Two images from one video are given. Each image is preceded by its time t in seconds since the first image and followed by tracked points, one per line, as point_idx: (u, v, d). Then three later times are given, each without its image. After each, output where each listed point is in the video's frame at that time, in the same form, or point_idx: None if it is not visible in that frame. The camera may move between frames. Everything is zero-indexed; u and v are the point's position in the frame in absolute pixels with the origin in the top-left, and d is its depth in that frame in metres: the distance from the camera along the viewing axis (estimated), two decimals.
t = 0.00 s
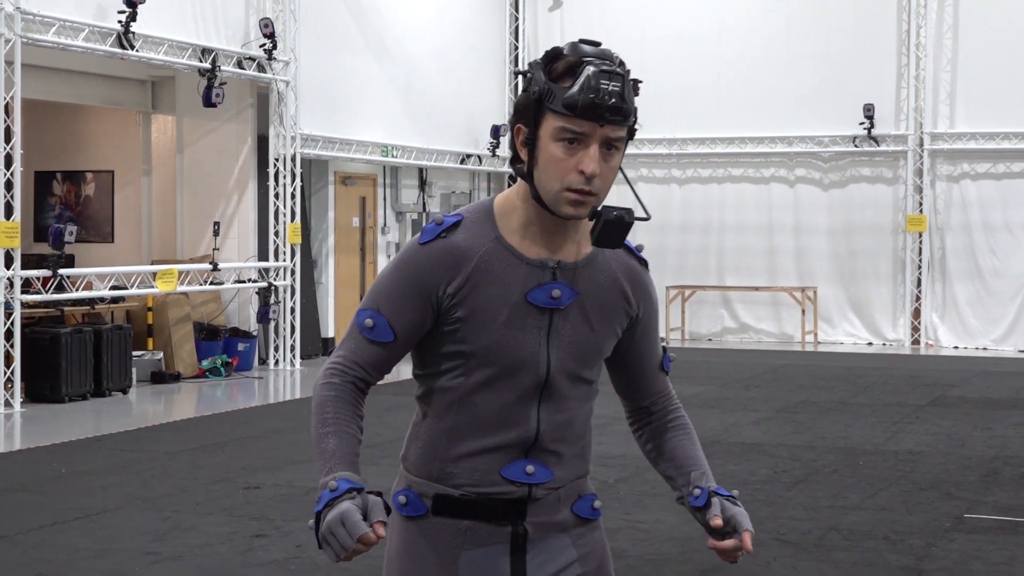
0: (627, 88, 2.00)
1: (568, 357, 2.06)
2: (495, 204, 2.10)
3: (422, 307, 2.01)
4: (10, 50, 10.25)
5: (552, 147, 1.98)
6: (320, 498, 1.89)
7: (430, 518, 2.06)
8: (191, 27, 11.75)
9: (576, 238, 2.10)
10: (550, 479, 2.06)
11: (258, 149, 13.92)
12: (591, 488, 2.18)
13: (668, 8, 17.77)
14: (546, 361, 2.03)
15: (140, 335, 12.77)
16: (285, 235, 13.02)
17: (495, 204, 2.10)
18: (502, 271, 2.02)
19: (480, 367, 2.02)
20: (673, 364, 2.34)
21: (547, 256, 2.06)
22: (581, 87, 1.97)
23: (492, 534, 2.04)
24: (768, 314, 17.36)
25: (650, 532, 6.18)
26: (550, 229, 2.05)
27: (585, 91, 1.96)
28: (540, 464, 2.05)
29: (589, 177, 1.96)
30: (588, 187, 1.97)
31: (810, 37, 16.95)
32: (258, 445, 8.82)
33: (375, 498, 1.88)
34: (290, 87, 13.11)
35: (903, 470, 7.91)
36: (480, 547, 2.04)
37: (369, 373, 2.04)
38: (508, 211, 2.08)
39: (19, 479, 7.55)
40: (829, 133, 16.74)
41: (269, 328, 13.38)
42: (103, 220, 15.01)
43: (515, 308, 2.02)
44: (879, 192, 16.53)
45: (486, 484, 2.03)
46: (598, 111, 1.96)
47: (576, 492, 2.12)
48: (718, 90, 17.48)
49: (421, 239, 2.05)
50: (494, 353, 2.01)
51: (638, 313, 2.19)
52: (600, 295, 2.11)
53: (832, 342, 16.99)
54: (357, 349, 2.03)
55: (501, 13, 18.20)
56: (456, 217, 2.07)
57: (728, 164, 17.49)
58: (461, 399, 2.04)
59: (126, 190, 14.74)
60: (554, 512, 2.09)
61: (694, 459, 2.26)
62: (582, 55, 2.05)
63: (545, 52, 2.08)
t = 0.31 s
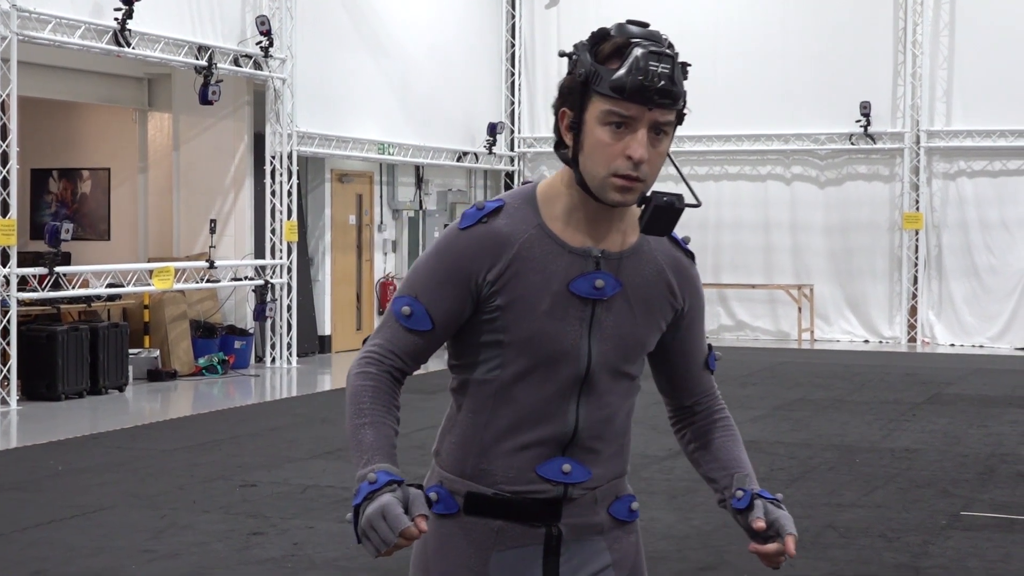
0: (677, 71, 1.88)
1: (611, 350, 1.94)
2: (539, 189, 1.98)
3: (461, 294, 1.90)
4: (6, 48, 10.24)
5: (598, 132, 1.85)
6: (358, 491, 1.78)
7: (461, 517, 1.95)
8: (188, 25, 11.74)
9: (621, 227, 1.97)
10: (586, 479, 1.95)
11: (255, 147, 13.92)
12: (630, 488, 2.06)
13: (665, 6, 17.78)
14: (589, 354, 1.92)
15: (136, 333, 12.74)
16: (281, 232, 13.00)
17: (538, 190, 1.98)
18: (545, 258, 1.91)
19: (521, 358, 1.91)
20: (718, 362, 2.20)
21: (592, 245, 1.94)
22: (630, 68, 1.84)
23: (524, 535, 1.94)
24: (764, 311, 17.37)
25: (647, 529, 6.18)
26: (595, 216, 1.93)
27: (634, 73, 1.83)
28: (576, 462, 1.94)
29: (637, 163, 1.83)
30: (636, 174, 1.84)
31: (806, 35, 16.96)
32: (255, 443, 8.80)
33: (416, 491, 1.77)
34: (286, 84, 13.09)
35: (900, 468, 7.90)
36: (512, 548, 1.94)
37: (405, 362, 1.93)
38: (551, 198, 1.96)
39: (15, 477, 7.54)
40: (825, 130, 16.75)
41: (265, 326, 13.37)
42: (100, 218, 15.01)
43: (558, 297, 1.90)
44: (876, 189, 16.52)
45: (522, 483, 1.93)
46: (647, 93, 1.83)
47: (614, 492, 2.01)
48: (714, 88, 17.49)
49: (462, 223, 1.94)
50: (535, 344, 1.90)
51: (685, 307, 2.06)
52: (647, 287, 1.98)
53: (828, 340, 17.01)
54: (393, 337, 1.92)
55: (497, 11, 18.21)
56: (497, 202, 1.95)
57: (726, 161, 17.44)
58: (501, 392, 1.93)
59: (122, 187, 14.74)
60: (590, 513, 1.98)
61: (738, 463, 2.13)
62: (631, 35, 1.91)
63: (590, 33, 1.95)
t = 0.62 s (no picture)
0: (707, 65, 1.87)
1: (636, 350, 1.92)
2: (564, 185, 1.96)
3: (485, 291, 1.88)
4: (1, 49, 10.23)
5: (627, 125, 1.85)
6: (377, 489, 1.73)
7: (480, 520, 1.93)
8: (184, 25, 11.73)
9: (649, 224, 1.96)
10: (609, 482, 1.92)
11: (251, 148, 13.90)
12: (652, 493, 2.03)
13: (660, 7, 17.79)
14: (614, 354, 1.89)
15: (132, 333, 12.73)
16: (276, 233, 12.98)
17: (564, 185, 1.97)
18: (570, 256, 1.89)
19: (545, 357, 1.88)
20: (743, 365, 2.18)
21: (619, 243, 1.92)
22: (661, 62, 1.83)
23: (544, 540, 1.91)
24: (760, 312, 17.38)
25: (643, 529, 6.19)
26: (622, 213, 1.92)
27: (664, 67, 1.83)
28: (598, 465, 1.91)
29: (666, 157, 1.82)
30: (665, 168, 1.83)
31: (801, 36, 16.97)
32: (251, 444, 8.80)
33: (436, 490, 1.74)
34: (282, 85, 13.08)
35: (895, 469, 7.92)
36: (531, 553, 1.91)
37: (426, 360, 1.90)
38: (578, 194, 1.94)
39: (11, 478, 7.53)
40: (821, 131, 16.76)
41: (261, 327, 13.38)
42: (95, 219, 14.98)
43: (583, 296, 1.88)
44: (871, 191, 16.53)
45: (542, 486, 1.90)
46: (677, 87, 1.83)
47: (635, 497, 1.98)
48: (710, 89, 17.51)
49: (487, 219, 1.92)
50: (559, 343, 1.88)
51: (710, 309, 2.05)
52: (672, 286, 1.96)
53: (824, 341, 17.03)
54: (415, 333, 1.89)
55: (492, 12, 18.22)
56: (523, 198, 1.94)
57: (721, 162, 17.46)
58: (524, 392, 1.90)
59: (118, 188, 14.71)
60: (612, 518, 1.95)
61: (765, 467, 2.11)
62: (660, 28, 1.91)
63: (618, 27, 1.94)
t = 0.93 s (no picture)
0: (723, 60, 1.87)
1: (650, 350, 1.92)
2: (578, 182, 1.96)
3: (498, 291, 1.87)
4: None
5: (641, 124, 1.84)
6: (390, 490, 1.71)
7: (492, 523, 1.93)
8: (177, 25, 11.71)
9: (663, 224, 1.96)
10: (622, 485, 1.92)
11: (245, 148, 13.89)
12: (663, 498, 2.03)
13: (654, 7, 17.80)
14: (627, 354, 1.89)
15: (126, 334, 12.69)
16: (270, 234, 12.96)
17: (578, 183, 1.96)
18: (584, 254, 1.88)
19: (559, 357, 1.88)
20: (758, 366, 2.18)
21: (633, 242, 1.92)
22: (674, 59, 1.83)
23: (557, 544, 1.91)
24: (753, 313, 17.39)
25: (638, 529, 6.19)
26: (635, 211, 1.91)
27: (678, 63, 1.83)
28: (612, 467, 1.91)
29: (682, 154, 1.82)
30: (681, 166, 1.83)
31: (794, 37, 16.99)
32: (245, 445, 8.80)
33: (452, 491, 1.71)
34: (275, 86, 13.07)
35: (889, 469, 7.93)
36: (544, 557, 1.91)
37: (438, 361, 1.88)
38: (592, 192, 1.94)
39: (6, 479, 7.53)
40: (814, 132, 16.78)
41: (255, 328, 13.37)
42: (88, 219, 14.95)
43: (597, 295, 1.88)
44: (865, 192, 16.56)
45: (555, 488, 1.90)
46: (692, 84, 1.83)
47: (647, 502, 1.98)
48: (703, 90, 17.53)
49: (500, 218, 1.91)
50: (573, 342, 1.87)
51: (724, 309, 2.04)
52: (686, 286, 1.96)
53: (818, 342, 17.06)
54: (426, 334, 1.88)
55: (486, 12, 18.23)
56: (536, 197, 1.93)
57: (715, 163, 17.49)
58: (537, 393, 1.89)
59: (112, 189, 14.69)
60: (625, 522, 1.95)
61: (780, 469, 2.11)
62: (673, 25, 1.91)
63: (632, 24, 1.94)
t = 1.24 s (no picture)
0: (719, 59, 1.87)
1: (648, 350, 1.92)
2: (576, 182, 1.96)
3: (497, 290, 1.87)
4: None
5: (639, 123, 1.85)
6: (391, 487, 1.71)
7: (489, 523, 1.92)
8: (169, 25, 11.68)
9: (661, 223, 1.96)
10: (620, 484, 1.92)
11: (236, 148, 13.86)
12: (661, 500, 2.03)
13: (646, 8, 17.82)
14: (626, 353, 1.89)
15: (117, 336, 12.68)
16: (262, 235, 12.95)
17: (576, 182, 1.97)
18: (582, 253, 1.88)
19: (557, 358, 1.88)
20: (754, 367, 2.18)
21: (631, 242, 1.92)
22: (670, 57, 1.83)
23: (554, 545, 1.91)
24: (745, 313, 17.41)
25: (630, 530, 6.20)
26: (633, 211, 1.91)
27: (675, 61, 1.83)
28: (610, 467, 1.91)
29: (679, 154, 1.82)
30: (678, 164, 1.83)
31: (785, 38, 17.03)
32: (236, 446, 8.78)
33: (453, 488, 1.71)
34: (267, 87, 13.06)
35: (881, 469, 7.95)
36: (541, 557, 1.91)
37: (436, 361, 1.88)
38: (590, 191, 1.94)
39: None
40: (805, 133, 16.82)
41: (246, 329, 13.35)
42: (80, 220, 14.90)
43: (595, 294, 1.88)
44: (856, 192, 16.59)
45: (552, 489, 1.90)
46: (688, 82, 1.83)
47: (645, 503, 1.98)
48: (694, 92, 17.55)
49: (499, 217, 1.91)
50: (571, 342, 1.87)
51: (721, 310, 2.05)
52: (684, 285, 1.96)
53: (809, 342, 17.09)
54: (426, 334, 1.88)
55: (477, 13, 18.23)
56: (534, 197, 1.93)
57: (707, 164, 17.51)
58: (535, 392, 1.89)
59: (103, 189, 14.63)
60: (622, 522, 1.95)
61: (778, 469, 2.11)
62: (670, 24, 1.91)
63: (629, 24, 1.94)
